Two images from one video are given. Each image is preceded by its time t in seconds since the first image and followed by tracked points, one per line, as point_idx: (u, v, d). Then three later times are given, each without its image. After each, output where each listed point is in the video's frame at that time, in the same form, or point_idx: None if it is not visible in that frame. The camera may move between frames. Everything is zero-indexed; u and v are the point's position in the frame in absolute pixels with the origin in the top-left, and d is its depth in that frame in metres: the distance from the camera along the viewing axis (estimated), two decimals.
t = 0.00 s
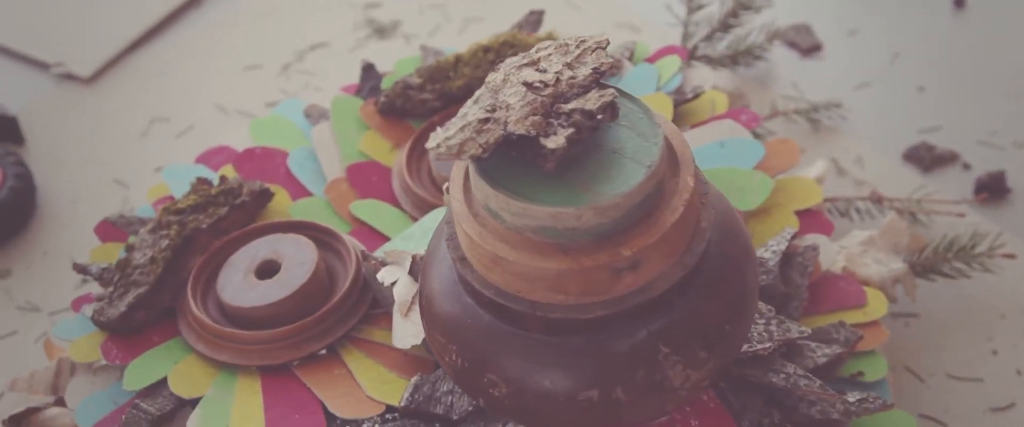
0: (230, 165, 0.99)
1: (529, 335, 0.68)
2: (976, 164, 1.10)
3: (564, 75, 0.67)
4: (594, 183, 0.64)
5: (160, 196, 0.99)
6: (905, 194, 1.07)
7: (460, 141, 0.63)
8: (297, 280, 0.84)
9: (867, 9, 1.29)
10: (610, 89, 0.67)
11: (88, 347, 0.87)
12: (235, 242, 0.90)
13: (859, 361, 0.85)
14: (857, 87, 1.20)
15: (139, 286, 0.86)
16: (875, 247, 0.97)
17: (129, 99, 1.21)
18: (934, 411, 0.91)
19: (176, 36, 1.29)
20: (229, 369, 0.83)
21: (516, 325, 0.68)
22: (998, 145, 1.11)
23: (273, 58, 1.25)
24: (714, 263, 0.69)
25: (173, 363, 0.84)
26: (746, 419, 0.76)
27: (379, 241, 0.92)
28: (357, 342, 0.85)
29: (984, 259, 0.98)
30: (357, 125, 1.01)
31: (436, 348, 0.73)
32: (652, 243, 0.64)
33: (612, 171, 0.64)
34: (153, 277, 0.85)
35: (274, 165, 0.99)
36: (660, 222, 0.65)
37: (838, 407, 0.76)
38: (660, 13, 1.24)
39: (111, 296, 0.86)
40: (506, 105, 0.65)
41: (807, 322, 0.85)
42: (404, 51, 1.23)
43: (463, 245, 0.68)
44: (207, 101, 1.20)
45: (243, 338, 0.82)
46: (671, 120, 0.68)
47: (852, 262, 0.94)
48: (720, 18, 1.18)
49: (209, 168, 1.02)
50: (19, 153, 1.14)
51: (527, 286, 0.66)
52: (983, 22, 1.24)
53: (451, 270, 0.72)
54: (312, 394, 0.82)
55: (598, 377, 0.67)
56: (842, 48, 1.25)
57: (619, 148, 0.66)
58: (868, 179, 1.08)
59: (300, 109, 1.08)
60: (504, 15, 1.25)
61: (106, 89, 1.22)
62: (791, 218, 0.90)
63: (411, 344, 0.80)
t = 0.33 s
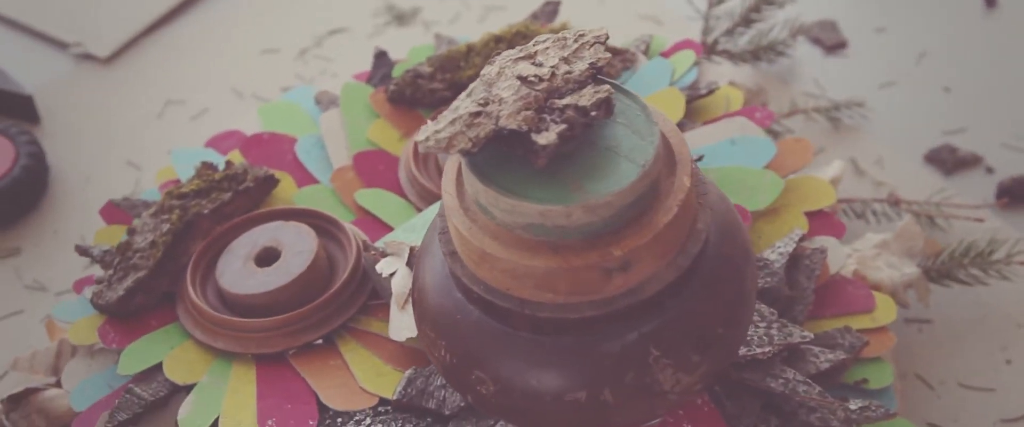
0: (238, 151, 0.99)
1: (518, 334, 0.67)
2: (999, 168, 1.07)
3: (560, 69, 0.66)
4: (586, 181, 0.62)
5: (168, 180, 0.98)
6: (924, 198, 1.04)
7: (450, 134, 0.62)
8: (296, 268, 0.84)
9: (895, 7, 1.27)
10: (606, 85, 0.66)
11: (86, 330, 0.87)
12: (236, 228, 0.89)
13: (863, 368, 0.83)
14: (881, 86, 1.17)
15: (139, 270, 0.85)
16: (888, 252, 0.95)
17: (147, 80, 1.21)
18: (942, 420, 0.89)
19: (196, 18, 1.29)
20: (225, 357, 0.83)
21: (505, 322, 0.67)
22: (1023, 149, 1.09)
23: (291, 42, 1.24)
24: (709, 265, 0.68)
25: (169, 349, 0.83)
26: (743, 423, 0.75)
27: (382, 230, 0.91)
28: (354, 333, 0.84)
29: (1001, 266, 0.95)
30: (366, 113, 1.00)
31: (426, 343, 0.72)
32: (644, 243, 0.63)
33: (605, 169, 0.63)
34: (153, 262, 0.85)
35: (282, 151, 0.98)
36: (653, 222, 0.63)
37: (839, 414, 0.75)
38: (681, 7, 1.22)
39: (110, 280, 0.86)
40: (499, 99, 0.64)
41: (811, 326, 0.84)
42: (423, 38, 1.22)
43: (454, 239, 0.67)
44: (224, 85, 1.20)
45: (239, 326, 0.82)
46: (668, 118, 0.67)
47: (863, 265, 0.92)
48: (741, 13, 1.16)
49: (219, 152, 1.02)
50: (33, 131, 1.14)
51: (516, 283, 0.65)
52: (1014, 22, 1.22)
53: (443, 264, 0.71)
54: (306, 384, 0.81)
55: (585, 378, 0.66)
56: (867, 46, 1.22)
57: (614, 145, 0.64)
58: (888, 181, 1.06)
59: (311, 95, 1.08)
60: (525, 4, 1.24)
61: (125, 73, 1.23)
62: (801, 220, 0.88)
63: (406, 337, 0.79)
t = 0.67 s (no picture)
0: (248, 136, 0.99)
1: (512, 331, 0.65)
2: None
3: (561, 63, 0.64)
4: (583, 178, 0.60)
5: (178, 164, 0.98)
6: (944, 202, 1.03)
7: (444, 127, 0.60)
8: (298, 257, 0.83)
9: (925, 4, 1.24)
10: (607, 80, 0.64)
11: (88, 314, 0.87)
12: (241, 215, 0.89)
13: (871, 374, 0.81)
14: (906, 86, 1.15)
15: (142, 255, 0.85)
16: (903, 256, 0.93)
17: (166, 63, 1.23)
18: None
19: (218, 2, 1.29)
20: (224, 344, 0.82)
21: (499, 319, 0.66)
22: None
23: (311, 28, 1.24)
24: (710, 266, 0.66)
25: (170, 334, 0.83)
26: None
27: (387, 220, 0.90)
28: (355, 324, 0.83)
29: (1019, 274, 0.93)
30: (378, 101, 0.99)
31: (421, 337, 0.71)
32: (640, 243, 0.61)
33: (603, 166, 0.61)
34: (156, 247, 0.84)
35: (292, 138, 0.98)
36: (651, 221, 0.62)
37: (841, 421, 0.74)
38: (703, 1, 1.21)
39: (113, 263, 0.86)
40: (497, 91, 0.62)
41: (818, 330, 0.82)
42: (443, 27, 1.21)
43: (450, 233, 0.66)
44: (242, 71, 1.20)
45: (239, 313, 0.81)
46: (671, 115, 0.65)
47: (878, 268, 0.90)
48: (764, 9, 1.14)
49: (230, 137, 1.01)
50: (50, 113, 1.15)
51: (509, 280, 0.63)
52: None
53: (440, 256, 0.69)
54: (303, 374, 0.80)
55: (578, 378, 0.65)
56: (894, 45, 1.20)
57: (613, 141, 0.62)
58: (909, 183, 1.04)
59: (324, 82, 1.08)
60: None
61: (148, 61, 1.23)
62: (813, 220, 0.86)
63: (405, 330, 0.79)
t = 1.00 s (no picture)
0: (262, 122, 0.98)
1: (507, 329, 0.64)
2: None
3: (562, 59, 0.63)
4: (580, 177, 0.59)
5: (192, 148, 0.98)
6: (968, 204, 1.00)
7: (439, 123, 0.58)
8: (302, 246, 0.82)
9: None
10: (608, 79, 0.63)
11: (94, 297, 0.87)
12: (250, 201, 0.88)
13: (881, 380, 0.79)
14: (936, 84, 1.12)
15: (149, 240, 0.85)
16: (923, 259, 0.91)
17: (188, 46, 1.25)
18: None
19: None
20: (227, 332, 0.81)
21: (494, 317, 0.65)
22: None
23: (335, 13, 1.25)
24: (711, 268, 0.65)
25: (173, 321, 0.82)
26: None
27: (396, 209, 0.89)
28: (358, 313, 0.82)
29: None
30: (394, 89, 0.99)
31: (418, 331, 0.70)
32: (636, 244, 0.60)
33: (601, 165, 0.60)
34: (163, 232, 0.84)
35: (306, 124, 0.98)
36: (650, 222, 0.60)
37: None
38: None
39: (120, 247, 0.86)
40: (495, 87, 0.61)
41: (828, 333, 0.80)
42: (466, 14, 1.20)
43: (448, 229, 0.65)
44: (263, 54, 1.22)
45: (242, 302, 0.80)
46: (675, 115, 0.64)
47: (895, 271, 0.88)
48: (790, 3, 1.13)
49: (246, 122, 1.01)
50: (69, 94, 1.19)
51: (504, 278, 0.62)
52: None
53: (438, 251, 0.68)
54: (304, 364, 0.79)
55: (572, 379, 0.64)
56: (927, 41, 1.17)
57: (613, 139, 0.61)
58: (932, 183, 1.02)
59: (341, 68, 1.08)
60: None
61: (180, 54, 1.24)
62: (828, 220, 0.84)
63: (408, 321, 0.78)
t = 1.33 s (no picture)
0: (278, 108, 0.98)
1: (504, 324, 0.63)
2: None
3: (566, 49, 0.60)
4: (579, 172, 0.57)
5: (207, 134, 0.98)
6: (995, 207, 0.98)
7: (437, 111, 0.57)
8: (309, 235, 0.80)
9: None
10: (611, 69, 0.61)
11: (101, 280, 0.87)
12: (260, 188, 0.87)
13: (894, 385, 0.77)
14: (968, 83, 1.10)
15: (158, 224, 0.84)
16: (944, 263, 0.89)
17: (211, 31, 1.25)
18: None
19: None
20: (233, 319, 0.81)
21: (492, 311, 0.63)
22: None
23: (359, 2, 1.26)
24: (714, 267, 0.63)
25: (180, 306, 0.82)
26: None
27: (406, 198, 0.88)
28: (364, 303, 0.81)
29: None
30: (411, 78, 0.98)
31: (418, 324, 0.69)
32: (635, 240, 0.58)
33: (602, 159, 0.58)
34: (173, 217, 0.83)
35: (321, 111, 0.97)
36: (652, 218, 0.58)
37: None
38: None
39: (129, 231, 0.85)
40: (497, 77, 0.59)
41: (841, 336, 0.79)
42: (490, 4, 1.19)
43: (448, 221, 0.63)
44: (286, 42, 1.22)
45: (247, 289, 0.79)
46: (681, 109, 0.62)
47: (915, 274, 0.86)
48: None
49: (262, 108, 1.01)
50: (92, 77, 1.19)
51: (501, 273, 0.61)
52: None
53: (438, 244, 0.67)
54: (307, 354, 0.78)
55: (568, 375, 0.62)
56: (960, 40, 1.15)
57: (616, 133, 0.59)
58: (959, 185, 1.00)
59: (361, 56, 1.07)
60: None
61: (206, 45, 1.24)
62: (845, 221, 0.82)
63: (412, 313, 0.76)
